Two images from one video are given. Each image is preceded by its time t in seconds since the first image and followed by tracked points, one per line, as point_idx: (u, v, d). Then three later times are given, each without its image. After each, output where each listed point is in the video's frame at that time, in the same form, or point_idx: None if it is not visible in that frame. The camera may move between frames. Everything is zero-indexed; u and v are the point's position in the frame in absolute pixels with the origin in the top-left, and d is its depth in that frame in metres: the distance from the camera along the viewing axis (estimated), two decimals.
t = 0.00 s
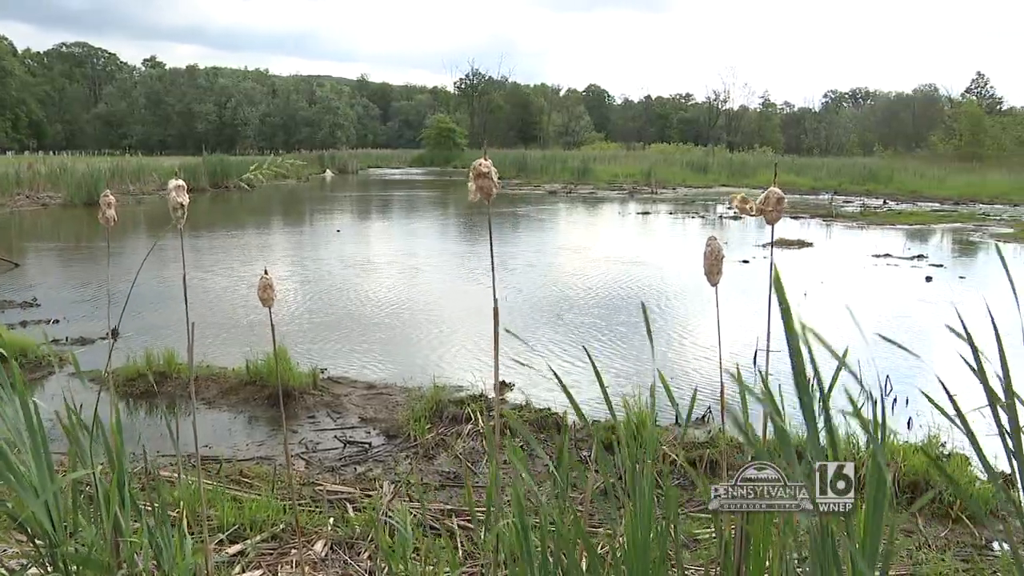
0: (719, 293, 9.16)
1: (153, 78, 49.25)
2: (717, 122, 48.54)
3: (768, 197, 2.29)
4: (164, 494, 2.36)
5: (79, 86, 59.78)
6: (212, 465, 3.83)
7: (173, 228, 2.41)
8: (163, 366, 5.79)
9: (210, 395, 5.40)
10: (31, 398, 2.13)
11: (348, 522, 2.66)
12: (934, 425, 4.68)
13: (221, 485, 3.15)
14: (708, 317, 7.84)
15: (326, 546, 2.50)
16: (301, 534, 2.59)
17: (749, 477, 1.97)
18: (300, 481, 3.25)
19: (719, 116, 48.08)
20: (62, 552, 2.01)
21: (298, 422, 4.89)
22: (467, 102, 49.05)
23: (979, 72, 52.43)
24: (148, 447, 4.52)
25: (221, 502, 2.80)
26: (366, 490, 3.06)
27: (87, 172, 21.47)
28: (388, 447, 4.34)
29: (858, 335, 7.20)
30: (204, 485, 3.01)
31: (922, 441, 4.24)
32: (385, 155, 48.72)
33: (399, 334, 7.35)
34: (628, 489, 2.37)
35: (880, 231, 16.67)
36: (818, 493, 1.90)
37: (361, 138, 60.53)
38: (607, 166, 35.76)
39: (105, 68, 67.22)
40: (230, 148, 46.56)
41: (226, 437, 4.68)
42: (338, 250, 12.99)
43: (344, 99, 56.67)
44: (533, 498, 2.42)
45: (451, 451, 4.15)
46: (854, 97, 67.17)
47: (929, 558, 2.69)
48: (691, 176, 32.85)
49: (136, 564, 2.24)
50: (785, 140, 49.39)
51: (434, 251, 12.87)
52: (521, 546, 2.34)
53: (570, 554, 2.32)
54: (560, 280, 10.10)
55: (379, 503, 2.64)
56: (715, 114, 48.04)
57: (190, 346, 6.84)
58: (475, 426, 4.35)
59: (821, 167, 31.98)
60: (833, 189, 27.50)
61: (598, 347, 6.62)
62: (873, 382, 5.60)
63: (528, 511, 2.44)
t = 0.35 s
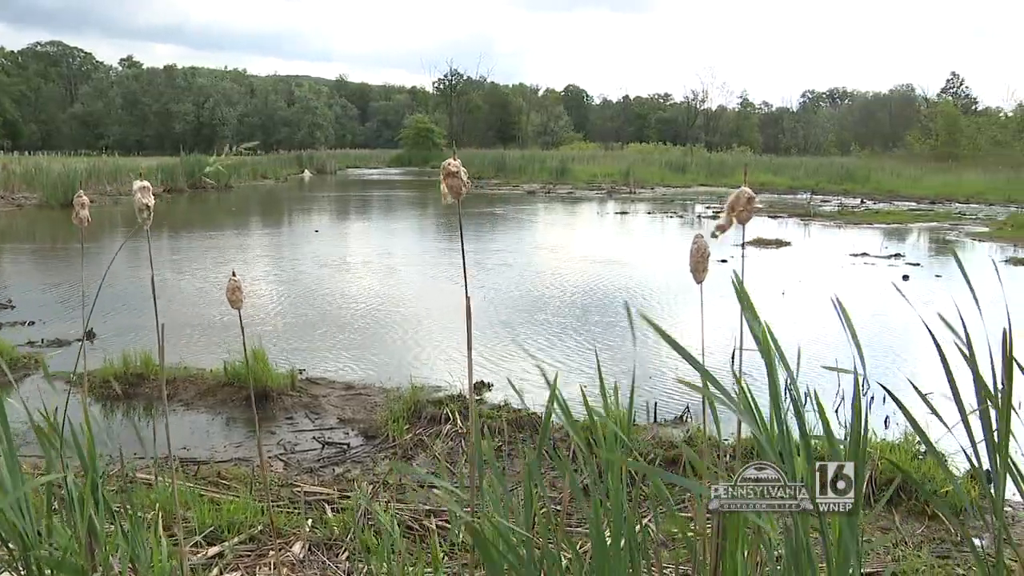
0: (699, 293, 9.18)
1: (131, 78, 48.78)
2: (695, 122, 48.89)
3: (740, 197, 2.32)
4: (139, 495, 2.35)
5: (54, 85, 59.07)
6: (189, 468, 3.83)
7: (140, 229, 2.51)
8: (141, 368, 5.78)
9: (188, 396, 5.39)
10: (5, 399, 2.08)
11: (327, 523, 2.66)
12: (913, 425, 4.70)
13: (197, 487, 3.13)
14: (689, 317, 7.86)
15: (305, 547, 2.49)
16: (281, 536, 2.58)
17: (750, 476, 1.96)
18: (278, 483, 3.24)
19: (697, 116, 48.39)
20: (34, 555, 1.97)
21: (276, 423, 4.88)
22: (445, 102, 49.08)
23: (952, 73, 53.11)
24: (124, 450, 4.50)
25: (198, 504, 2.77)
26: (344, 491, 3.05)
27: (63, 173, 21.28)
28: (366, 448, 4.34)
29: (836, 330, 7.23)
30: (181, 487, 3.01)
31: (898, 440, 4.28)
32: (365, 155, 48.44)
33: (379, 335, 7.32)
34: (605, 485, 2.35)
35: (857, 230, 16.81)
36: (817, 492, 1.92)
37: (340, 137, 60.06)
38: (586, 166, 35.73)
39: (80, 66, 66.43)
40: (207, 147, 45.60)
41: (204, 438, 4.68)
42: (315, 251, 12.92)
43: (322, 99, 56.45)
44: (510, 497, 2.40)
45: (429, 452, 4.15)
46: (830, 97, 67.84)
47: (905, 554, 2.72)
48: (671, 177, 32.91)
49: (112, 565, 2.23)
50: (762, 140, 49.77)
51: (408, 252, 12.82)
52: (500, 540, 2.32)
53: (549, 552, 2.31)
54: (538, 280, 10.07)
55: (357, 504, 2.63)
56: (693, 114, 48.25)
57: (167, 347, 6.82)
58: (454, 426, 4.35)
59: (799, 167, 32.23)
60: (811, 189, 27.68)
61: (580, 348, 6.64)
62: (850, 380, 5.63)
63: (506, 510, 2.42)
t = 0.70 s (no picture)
0: (680, 292, 9.19)
1: (106, 77, 48.28)
2: (672, 122, 49.24)
3: (714, 197, 2.34)
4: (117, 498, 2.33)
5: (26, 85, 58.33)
6: (165, 471, 3.82)
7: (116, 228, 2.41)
8: (116, 369, 5.75)
9: (164, 397, 5.36)
10: None
11: (304, 524, 2.64)
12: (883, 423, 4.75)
13: (174, 488, 3.13)
14: (667, 316, 7.88)
15: (282, 550, 2.47)
16: (258, 538, 2.57)
17: (751, 477, 1.98)
18: (254, 484, 3.24)
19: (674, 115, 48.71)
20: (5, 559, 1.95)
21: (253, 424, 4.86)
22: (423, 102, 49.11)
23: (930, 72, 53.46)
24: (98, 453, 4.48)
25: (175, 506, 2.76)
26: (322, 493, 3.04)
27: (37, 174, 21.08)
28: (343, 449, 4.33)
29: (813, 330, 7.28)
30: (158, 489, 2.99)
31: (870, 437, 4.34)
32: (341, 155, 48.20)
33: (359, 335, 7.31)
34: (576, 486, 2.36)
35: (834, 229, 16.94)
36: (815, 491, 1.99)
37: (316, 137, 59.70)
38: (563, 167, 35.81)
39: (53, 66, 65.65)
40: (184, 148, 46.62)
41: (180, 440, 4.65)
42: (292, 251, 12.88)
43: (300, 99, 56.25)
44: (478, 497, 2.42)
45: (407, 452, 4.16)
46: (808, 97, 68.26)
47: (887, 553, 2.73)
48: (649, 177, 32.99)
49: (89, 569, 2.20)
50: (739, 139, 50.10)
51: (384, 252, 12.79)
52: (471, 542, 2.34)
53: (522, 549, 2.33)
54: (518, 280, 10.05)
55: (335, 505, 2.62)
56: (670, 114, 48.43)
57: (145, 348, 6.80)
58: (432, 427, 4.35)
59: (776, 166, 32.40)
60: (787, 188, 27.88)
61: (560, 348, 6.64)
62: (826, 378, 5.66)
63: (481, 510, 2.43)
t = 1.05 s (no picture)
0: (661, 292, 9.21)
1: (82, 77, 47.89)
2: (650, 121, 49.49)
3: (690, 195, 2.35)
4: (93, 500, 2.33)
5: None
6: (141, 473, 3.80)
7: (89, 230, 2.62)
8: (92, 372, 5.73)
9: (141, 399, 5.34)
10: None
11: (282, 525, 2.64)
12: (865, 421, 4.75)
13: (151, 491, 3.12)
14: (646, 316, 7.91)
15: (260, 551, 2.48)
16: (236, 540, 2.56)
17: (750, 477, 1.91)
18: (232, 485, 3.24)
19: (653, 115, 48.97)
20: None
21: (230, 426, 4.85)
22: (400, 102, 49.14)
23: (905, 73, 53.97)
24: (74, 455, 4.46)
25: (151, 508, 2.76)
26: (299, 494, 3.04)
27: (10, 175, 20.90)
28: (321, 450, 4.33)
29: (793, 329, 7.30)
30: (133, 492, 3.00)
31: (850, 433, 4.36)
32: (318, 156, 47.94)
33: (341, 336, 7.30)
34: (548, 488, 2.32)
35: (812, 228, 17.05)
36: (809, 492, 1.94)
37: (293, 138, 59.36)
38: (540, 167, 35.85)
39: (27, 65, 65.04)
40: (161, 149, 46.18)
41: (157, 442, 4.64)
42: (270, 252, 12.82)
43: (278, 99, 56.07)
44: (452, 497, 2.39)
45: (385, 452, 4.17)
46: (786, 96, 68.69)
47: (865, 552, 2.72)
48: (630, 177, 33.07)
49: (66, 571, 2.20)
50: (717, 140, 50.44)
51: (360, 252, 12.76)
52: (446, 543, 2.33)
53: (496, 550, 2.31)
54: (497, 281, 10.04)
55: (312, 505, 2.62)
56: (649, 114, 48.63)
57: (123, 350, 6.78)
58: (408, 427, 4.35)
59: (754, 165, 32.59)
60: (765, 187, 28.03)
61: (540, 348, 6.64)
62: (805, 377, 5.67)
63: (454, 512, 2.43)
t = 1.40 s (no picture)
0: (643, 292, 9.22)
1: (60, 77, 47.49)
2: (630, 121, 49.76)
3: (668, 195, 2.33)
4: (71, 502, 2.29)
5: None
6: (118, 475, 3.79)
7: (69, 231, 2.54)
8: (69, 374, 5.70)
9: (119, 401, 5.32)
10: None
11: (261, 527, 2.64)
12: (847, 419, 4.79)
13: (128, 493, 3.13)
14: (626, 316, 7.92)
15: (239, 553, 2.48)
16: (215, 541, 2.56)
17: (750, 476, 1.88)
18: (211, 486, 3.24)
19: (633, 115, 49.22)
20: None
21: (209, 427, 4.84)
22: (379, 102, 49.13)
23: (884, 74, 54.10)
24: (49, 459, 4.44)
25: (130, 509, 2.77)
26: (278, 496, 3.05)
27: None
28: (301, 450, 4.33)
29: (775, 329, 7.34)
30: (111, 495, 2.99)
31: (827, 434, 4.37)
32: (296, 156, 47.69)
33: (323, 336, 7.28)
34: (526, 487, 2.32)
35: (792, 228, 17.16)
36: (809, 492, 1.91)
37: (273, 138, 59.00)
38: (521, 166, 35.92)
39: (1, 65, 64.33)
40: (141, 149, 45.89)
41: (135, 444, 4.62)
42: (249, 253, 12.76)
43: (258, 99, 55.87)
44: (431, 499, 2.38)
45: (364, 453, 4.17)
46: (765, 98, 69.09)
47: (843, 550, 2.74)
48: (611, 177, 33.19)
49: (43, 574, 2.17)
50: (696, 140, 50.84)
51: (338, 253, 12.74)
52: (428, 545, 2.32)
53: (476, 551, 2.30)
54: (477, 281, 10.04)
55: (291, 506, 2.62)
56: (628, 114, 48.93)
57: (103, 351, 6.76)
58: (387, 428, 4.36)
59: (735, 164, 32.80)
60: (745, 187, 28.20)
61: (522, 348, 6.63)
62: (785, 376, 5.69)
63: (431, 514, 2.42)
